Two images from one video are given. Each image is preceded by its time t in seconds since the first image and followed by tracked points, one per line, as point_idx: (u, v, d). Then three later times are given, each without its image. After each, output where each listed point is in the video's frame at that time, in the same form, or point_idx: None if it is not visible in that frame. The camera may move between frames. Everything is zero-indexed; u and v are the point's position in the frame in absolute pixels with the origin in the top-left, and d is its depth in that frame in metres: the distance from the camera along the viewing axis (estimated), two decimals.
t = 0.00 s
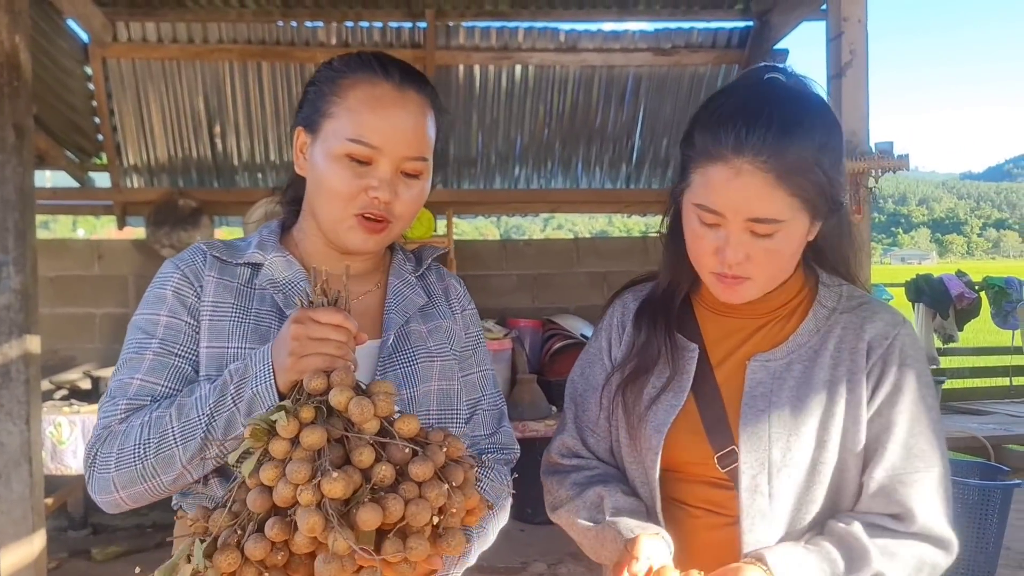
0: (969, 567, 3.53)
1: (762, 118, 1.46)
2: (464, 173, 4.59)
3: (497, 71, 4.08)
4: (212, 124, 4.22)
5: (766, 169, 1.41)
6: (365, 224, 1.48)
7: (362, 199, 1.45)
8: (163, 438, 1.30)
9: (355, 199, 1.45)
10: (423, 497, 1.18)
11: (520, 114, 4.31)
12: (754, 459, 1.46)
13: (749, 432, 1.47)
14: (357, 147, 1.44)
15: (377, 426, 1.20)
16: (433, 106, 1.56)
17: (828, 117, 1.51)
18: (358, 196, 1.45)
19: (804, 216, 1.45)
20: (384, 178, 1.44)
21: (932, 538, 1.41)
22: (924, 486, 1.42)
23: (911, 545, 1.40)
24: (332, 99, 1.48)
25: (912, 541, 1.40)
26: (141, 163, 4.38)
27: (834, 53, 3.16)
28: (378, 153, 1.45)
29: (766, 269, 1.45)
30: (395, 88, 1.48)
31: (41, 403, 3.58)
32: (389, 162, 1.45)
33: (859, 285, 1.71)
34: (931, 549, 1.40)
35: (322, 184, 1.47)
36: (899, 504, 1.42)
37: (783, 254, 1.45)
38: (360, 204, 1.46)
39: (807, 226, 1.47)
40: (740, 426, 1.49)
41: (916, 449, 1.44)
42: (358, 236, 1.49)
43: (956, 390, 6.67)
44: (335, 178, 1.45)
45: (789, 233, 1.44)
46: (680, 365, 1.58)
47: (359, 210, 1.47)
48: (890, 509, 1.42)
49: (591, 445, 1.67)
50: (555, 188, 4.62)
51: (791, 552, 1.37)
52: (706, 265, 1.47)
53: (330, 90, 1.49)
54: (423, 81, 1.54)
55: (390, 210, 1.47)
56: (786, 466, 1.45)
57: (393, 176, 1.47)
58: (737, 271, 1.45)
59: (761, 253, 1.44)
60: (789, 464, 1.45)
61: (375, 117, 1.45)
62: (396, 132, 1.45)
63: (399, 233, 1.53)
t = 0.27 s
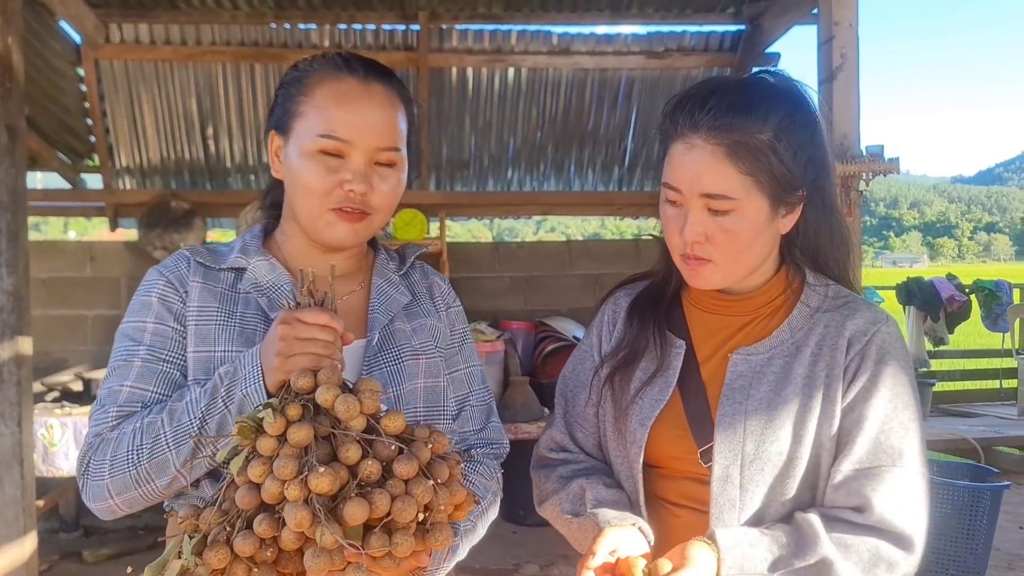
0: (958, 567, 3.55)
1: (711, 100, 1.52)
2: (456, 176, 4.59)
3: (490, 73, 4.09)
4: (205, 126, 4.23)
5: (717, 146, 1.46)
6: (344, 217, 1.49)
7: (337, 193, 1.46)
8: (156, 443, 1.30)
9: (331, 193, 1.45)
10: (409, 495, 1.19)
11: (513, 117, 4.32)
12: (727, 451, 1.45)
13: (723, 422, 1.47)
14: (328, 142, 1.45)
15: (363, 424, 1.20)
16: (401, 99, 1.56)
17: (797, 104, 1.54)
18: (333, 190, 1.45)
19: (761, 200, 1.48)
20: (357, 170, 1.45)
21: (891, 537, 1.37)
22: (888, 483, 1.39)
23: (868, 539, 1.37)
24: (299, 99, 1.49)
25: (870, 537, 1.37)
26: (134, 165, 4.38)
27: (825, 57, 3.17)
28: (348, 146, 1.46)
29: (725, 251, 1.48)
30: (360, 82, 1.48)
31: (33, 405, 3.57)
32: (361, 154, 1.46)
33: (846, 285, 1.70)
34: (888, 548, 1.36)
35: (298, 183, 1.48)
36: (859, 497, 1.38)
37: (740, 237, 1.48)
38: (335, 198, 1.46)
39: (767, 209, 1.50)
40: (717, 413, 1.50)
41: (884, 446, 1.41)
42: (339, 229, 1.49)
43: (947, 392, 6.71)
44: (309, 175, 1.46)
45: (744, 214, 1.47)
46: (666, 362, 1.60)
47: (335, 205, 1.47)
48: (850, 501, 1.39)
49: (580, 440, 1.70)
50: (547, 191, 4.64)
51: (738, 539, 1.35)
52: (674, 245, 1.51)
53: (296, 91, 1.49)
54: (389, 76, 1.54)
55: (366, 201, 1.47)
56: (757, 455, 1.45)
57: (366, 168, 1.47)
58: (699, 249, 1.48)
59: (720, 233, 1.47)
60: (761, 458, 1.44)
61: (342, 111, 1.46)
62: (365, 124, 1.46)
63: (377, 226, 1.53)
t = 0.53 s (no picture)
0: (954, 569, 3.56)
1: (707, 93, 1.54)
2: (454, 177, 4.60)
3: (488, 75, 4.10)
4: (203, 127, 4.23)
5: (715, 134, 1.47)
6: (331, 207, 1.48)
7: (320, 181, 1.45)
8: (162, 440, 1.30)
9: (315, 181, 1.45)
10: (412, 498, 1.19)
11: (511, 119, 4.33)
12: (720, 441, 1.47)
13: (715, 414, 1.49)
14: (309, 132, 1.47)
15: (368, 426, 1.21)
16: (387, 97, 1.58)
17: (791, 98, 1.55)
18: (317, 179, 1.45)
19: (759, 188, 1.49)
20: (339, 157, 1.46)
21: (869, 527, 1.37)
22: (870, 474, 1.38)
23: (847, 527, 1.37)
24: (281, 95, 1.52)
25: (848, 525, 1.37)
26: (132, 165, 4.38)
27: (822, 60, 3.19)
28: (330, 136, 1.48)
29: (725, 242, 1.48)
30: (337, 73, 1.51)
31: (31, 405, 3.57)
32: (342, 143, 1.47)
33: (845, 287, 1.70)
34: (866, 537, 1.36)
35: (285, 177, 1.48)
36: (840, 486, 1.38)
37: (738, 227, 1.48)
38: (319, 186, 1.45)
39: (764, 199, 1.50)
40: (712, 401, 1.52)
41: (869, 438, 1.41)
42: (325, 219, 1.48)
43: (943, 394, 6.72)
44: (292, 166, 1.46)
45: (742, 203, 1.47)
46: (665, 355, 1.62)
47: (320, 193, 1.46)
48: (831, 490, 1.39)
49: (576, 434, 1.71)
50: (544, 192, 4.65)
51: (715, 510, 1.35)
52: (674, 238, 1.52)
53: (280, 89, 1.53)
54: (369, 69, 1.57)
55: (353, 188, 1.47)
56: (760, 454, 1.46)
57: (348, 155, 1.48)
58: (697, 240, 1.48)
59: (719, 224, 1.47)
60: (753, 449, 1.46)
61: (321, 102, 1.47)
62: (344, 112, 1.48)
63: (367, 217, 1.52)
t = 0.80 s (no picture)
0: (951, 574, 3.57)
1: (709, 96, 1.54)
2: (452, 181, 4.61)
3: (486, 79, 4.10)
4: (202, 130, 4.24)
5: (716, 134, 1.47)
6: (331, 211, 1.48)
7: (320, 185, 1.46)
8: (167, 445, 1.28)
9: (314, 186, 1.46)
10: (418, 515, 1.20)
11: (509, 123, 4.34)
12: (712, 442, 1.48)
13: (709, 417, 1.50)
14: (307, 138, 1.47)
15: (375, 441, 1.21)
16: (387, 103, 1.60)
17: (790, 101, 1.55)
18: (316, 184, 1.46)
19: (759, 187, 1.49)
20: (337, 161, 1.46)
21: (847, 533, 1.35)
22: (853, 479, 1.36)
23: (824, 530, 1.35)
24: (280, 104, 1.52)
25: (826, 527, 1.35)
26: (130, 168, 4.38)
27: (819, 66, 3.20)
28: (327, 141, 1.48)
29: (729, 243, 1.48)
30: (334, 79, 1.51)
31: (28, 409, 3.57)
32: (339, 147, 1.48)
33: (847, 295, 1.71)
34: (843, 542, 1.34)
35: (285, 183, 1.49)
36: (821, 488, 1.37)
37: (740, 227, 1.48)
38: (319, 190, 1.46)
39: (764, 198, 1.49)
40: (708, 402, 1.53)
41: (856, 444, 1.40)
42: (326, 223, 1.48)
43: (939, 398, 6.74)
44: (293, 171, 1.47)
45: (744, 203, 1.47)
46: (663, 356, 1.62)
47: (320, 198, 1.47)
48: (812, 491, 1.38)
49: (573, 430, 1.74)
50: (542, 196, 4.66)
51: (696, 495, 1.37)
52: (678, 239, 1.53)
53: (277, 98, 1.54)
54: (367, 75, 1.57)
55: (352, 190, 1.47)
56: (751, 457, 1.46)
57: (347, 159, 1.49)
58: (700, 241, 1.49)
59: (720, 224, 1.47)
60: (745, 452, 1.46)
61: (319, 107, 1.48)
62: (342, 116, 1.48)
63: (368, 218, 1.52)
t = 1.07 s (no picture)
0: None
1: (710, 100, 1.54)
2: (450, 185, 4.61)
3: (484, 84, 4.11)
4: (200, 134, 4.24)
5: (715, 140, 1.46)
6: (337, 212, 1.47)
7: (329, 185, 1.45)
8: (175, 456, 1.23)
9: (322, 188, 1.45)
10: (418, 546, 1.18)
11: (507, 127, 4.35)
12: (693, 445, 1.48)
13: (692, 421, 1.50)
14: (316, 140, 1.47)
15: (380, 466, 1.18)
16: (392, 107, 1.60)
17: (795, 103, 1.53)
18: (324, 186, 1.45)
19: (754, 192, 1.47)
20: (345, 163, 1.46)
21: (793, 531, 1.29)
22: (813, 478, 1.31)
23: (772, 524, 1.30)
24: (287, 108, 1.53)
25: (775, 521, 1.30)
26: (128, 172, 4.39)
27: (816, 72, 3.21)
28: (335, 142, 1.48)
29: (721, 246, 1.47)
30: (341, 84, 1.52)
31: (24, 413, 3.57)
32: (347, 149, 1.48)
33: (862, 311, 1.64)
34: (788, 538, 1.28)
35: (291, 185, 1.48)
36: (776, 481, 1.32)
37: (734, 232, 1.47)
38: (327, 193, 1.45)
39: (761, 205, 1.47)
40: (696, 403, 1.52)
41: (821, 444, 1.34)
42: (334, 225, 1.47)
43: (936, 403, 6.75)
44: (300, 174, 1.47)
45: (736, 207, 1.46)
46: (659, 357, 1.63)
47: (328, 199, 1.46)
48: (768, 484, 1.33)
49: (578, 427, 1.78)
50: (540, 200, 4.66)
51: (651, 467, 1.42)
52: (675, 241, 1.53)
53: (284, 102, 1.54)
54: (373, 81, 1.58)
55: (359, 192, 1.46)
56: (735, 462, 1.45)
57: (355, 161, 1.48)
58: (693, 242, 1.49)
59: (713, 227, 1.47)
60: (722, 452, 1.45)
61: (327, 110, 1.49)
62: (350, 119, 1.49)
63: (375, 220, 1.51)
